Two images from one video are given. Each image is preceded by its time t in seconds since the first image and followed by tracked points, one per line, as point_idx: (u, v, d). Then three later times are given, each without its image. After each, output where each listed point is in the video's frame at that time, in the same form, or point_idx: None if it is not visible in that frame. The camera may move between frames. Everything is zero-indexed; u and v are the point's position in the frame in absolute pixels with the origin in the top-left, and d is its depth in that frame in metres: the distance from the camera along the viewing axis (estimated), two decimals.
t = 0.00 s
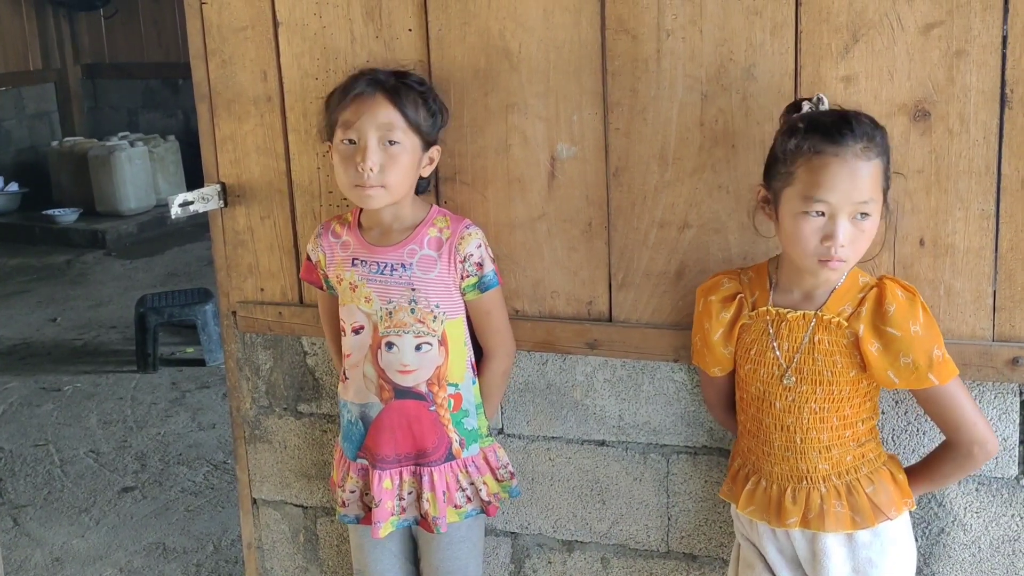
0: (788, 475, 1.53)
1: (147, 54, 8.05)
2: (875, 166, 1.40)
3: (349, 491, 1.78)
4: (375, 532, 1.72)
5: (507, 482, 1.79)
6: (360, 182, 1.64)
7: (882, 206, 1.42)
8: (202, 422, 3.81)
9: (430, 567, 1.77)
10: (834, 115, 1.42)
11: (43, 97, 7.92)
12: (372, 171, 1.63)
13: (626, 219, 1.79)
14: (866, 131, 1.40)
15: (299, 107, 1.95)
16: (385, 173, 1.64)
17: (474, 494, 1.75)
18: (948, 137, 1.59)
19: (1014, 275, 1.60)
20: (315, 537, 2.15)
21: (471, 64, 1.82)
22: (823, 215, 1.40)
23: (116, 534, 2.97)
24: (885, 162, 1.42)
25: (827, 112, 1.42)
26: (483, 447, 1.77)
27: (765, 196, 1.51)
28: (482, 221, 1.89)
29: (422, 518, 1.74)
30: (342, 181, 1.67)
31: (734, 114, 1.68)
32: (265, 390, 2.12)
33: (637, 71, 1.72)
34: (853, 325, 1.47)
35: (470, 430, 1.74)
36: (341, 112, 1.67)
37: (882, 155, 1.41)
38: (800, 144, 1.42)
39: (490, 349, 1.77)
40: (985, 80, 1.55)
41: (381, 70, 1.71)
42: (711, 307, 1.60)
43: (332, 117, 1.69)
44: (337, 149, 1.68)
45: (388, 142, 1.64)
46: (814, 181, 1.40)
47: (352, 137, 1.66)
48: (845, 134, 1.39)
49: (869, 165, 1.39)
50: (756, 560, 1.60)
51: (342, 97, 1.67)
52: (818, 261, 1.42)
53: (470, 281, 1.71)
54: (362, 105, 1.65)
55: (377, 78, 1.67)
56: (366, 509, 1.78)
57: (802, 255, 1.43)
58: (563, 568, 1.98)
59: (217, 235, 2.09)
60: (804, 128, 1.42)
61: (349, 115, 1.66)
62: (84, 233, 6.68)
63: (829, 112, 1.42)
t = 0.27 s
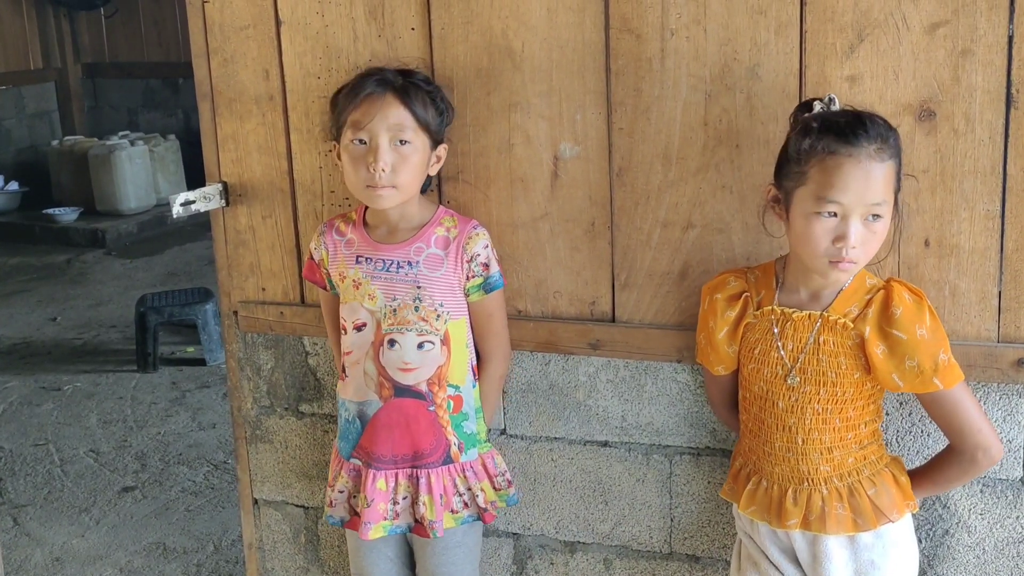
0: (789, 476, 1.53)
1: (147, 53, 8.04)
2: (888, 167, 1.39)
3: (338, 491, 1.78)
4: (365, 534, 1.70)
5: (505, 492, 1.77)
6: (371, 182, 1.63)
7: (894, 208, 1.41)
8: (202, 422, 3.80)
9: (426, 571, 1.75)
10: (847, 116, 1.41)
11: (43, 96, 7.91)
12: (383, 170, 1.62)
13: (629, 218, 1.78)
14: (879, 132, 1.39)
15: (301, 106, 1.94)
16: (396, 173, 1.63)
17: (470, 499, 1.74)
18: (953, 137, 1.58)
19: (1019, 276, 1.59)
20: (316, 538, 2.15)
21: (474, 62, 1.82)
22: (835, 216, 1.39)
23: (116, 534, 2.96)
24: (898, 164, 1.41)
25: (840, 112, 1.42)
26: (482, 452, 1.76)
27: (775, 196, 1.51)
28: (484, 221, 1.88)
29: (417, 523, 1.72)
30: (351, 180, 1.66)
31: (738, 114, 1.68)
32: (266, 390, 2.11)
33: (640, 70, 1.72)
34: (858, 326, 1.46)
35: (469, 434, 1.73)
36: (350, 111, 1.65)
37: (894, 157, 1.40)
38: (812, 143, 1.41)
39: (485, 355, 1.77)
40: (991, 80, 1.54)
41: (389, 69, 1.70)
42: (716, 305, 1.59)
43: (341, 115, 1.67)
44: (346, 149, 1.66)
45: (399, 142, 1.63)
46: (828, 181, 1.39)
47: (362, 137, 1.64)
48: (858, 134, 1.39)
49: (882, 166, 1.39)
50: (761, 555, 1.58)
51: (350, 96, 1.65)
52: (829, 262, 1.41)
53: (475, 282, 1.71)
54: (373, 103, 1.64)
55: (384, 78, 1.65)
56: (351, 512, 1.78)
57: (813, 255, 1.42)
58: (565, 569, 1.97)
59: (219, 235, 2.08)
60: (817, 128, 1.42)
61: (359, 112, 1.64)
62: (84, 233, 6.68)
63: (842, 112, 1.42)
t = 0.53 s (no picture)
0: (795, 478, 1.52)
1: (148, 52, 8.03)
2: (896, 168, 1.39)
3: (332, 491, 1.75)
4: (363, 536, 1.69)
5: (501, 500, 1.76)
6: (391, 177, 1.61)
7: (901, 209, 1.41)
8: (203, 421, 3.79)
9: None
10: (857, 117, 1.41)
11: (45, 94, 7.91)
12: (404, 166, 1.61)
13: (634, 220, 1.78)
14: (888, 133, 1.39)
15: (306, 105, 1.93)
16: (417, 170, 1.61)
17: (468, 506, 1.73)
18: (959, 140, 1.57)
19: None
20: (318, 538, 2.14)
21: (479, 63, 1.81)
22: (844, 216, 1.39)
23: (117, 533, 2.96)
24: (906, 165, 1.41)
25: (849, 113, 1.41)
26: (482, 459, 1.74)
27: (783, 197, 1.50)
28: (489, 222, 1.88)
29: (415, 526, 1.71)
30: (370, 177, 1.64)
31: (743, 115, 1.67)
32: (269, 390, 2.11)
33: (646, 72, 1.71)
34: (866, 327, 1.46)
35: (471, 439, 1.72)
36: (374, 106, 1.64)
37: (902, 158, 1.40)
38: (821, 143, 1.41)
39: (488, 360, 1.77)
40: (997, 83, 1.53)
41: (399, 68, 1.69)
42: (722, 307, 1.59)
43: (362, 111, 1.66)
44: (366, 144, 1.64)
45: (420, 140, 1.62)
46: (838, 182, 1.39)
47: (385, 132, 1.62)
48: (866, 135, 1.39)
49: (891, 167, 1.38)
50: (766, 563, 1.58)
51: (374, 91, 1.65)
52: (837, 262, 1.40)
53: (485, 286, 1.71)
54: (397, 100, 1.63)
55: (410, 76, 1.66)
56: (343, 514, 1.76)
57: (821, 256, 1.41)
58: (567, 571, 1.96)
59: (222, 234, 2.08)
60: (826, 128, 1.41)
61: (382, 107, 1.63)
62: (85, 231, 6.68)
63: (851, 113, 1.41)
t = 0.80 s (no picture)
0: (803, 481, 1.51)
1: (150, 49, 8.02)
2: (904, 170, 1.38)
3: (339, 491, 1.74)
4: (370, 535, 1.68)
5: (505, 495, 1.76)
6: (396, 178, 1.60)
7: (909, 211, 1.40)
8: (203, 419, 3.79)
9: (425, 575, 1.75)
10: (864, 119, 1.40)
11: (46, 91, 7.91)
12: (409, 167, 1.60)
13: (637, 220, 1.77)
14: (895, 135, 1.39)
15: (309, 103, 1.93)
16: (421, 171, 1.61)
17: (473, 503, 1.72)
18: (965, 142, 1.57)
19: None
20: (318, 537, 2.14)
21: (483, 62, 1.81)
22: (852, 219, 1.38)
23: (117, 531, 2.95)
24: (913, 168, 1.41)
25: (855, 116, 1.41)
26: (485, 456, 1.74)
27: (788, 199, 1.49)
28: (491, 221, 1.87)
29: (420, 524, 1.71)
30: (375, 177, 1.63)
31: (748, 116, 1.67)
32: (270, 389, 2.10)
33: (650, 72, 1.71)
34: (875, 330, 1.45)
35: (474, 437, 1.72)
36: (378, 105, 1.63)
37: (909, 160, 1.40)
38: (829, 145, 1.40)
39: (490, 359, 1.77)
40: (1004, 85, 1.53)
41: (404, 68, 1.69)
42: (728, 310, 1.57)
43: (367, 110, 1.65)
44: (369, 145, 1.63)
45: (426, 140, 1.62)
46: (846, 184, 1.38)
47: (390, 133, 1.61)
48: (873, 136, 1.38)
49: (899, 169, 1.38)
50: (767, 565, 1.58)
51: (380, 91, 1.64)
52: (845, 265, 1.39)
53: (487, 284, 1.70)
54: (404, 99, 1.63)
55: (415, 76, 1.65)
56: (352, 512, 1.74)
57: (829, 258, 1.40)
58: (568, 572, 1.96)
59: (224, 232, 2.07)
60: (833, 130, 1.41)
61: (389, 106, 1.62)
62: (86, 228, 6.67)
63: (858, 115, 1.41)
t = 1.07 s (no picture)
0: (808, 483, 1.51)
1: (150, 46, 8.01)
2: (914, 170, 1.38)
3: (341, 493, 1.73)
4: (370, 536, 1.67)
5: (504, 496, 1.76)
6: (390, 171, 1.59)
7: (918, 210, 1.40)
8: (201, 416, 3.78)
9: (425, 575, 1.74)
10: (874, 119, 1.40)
11: (46, 86, 7.90)
12: (405, 160, 1.59)
13: (638, 220, 1.77)
14: (905, 134, 1.38)
15: (310, 100, 1.92)
16: (417, 166, 1.60)
17: (472, 503, 1.71)
18: (967, 144, 1.56)
19: None
20: (316, 535, 2.13)
21: (485, 60, 1.80)
22: (861, 218, 1.38)
23: (114, 527, 2.95)
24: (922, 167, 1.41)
25: (865, 115, 1.41)
26: (483, 456, 1.74)
27: (798, 199, 1.49)
28: (492, 220, 1.87)
29: (419, 524, 1.70)
30: (369, 168, 1.62)
31: (749, 116, 1.66)
32: (269, 386, 2.10)
33: (652, 71, 1.70)
34: (882, 330, 1.46)
35: (472, 437, 1.71)
36: (379, 98, 1.63)
37: (919, 159, 1.39)
38: (839, 144, 1.40)
39: (490, 356, 1.76)
40: (1006, 87, 1.52)
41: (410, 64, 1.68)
42: (733, 311, 1.56)
43: (367, 103, 1.65)
44: (368, 137, 1.62)
45: (423, 136, 1.61)
46: (855, 183, 1.38)
47: (388, 126, 1.61)
48: (883, 135, 1.38)
49: (909, 168, 1.38)
50: (771, 567, 1.59)
51: (380, 84, 1.64)
52: (855, 264, 1.39)
53: (481, 283, 1.70)
54: (405, 93, 1.62)
55: (417, 71, 1.64)
56: (356, 513, 1.74)
57: (838, 258, 1.40)
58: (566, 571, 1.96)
59: (224, 229, 2.07)
60: (842, 129, 1.41)
61: (389, 99, 1.62)
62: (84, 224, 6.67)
63: (867, 114, 1.41)
